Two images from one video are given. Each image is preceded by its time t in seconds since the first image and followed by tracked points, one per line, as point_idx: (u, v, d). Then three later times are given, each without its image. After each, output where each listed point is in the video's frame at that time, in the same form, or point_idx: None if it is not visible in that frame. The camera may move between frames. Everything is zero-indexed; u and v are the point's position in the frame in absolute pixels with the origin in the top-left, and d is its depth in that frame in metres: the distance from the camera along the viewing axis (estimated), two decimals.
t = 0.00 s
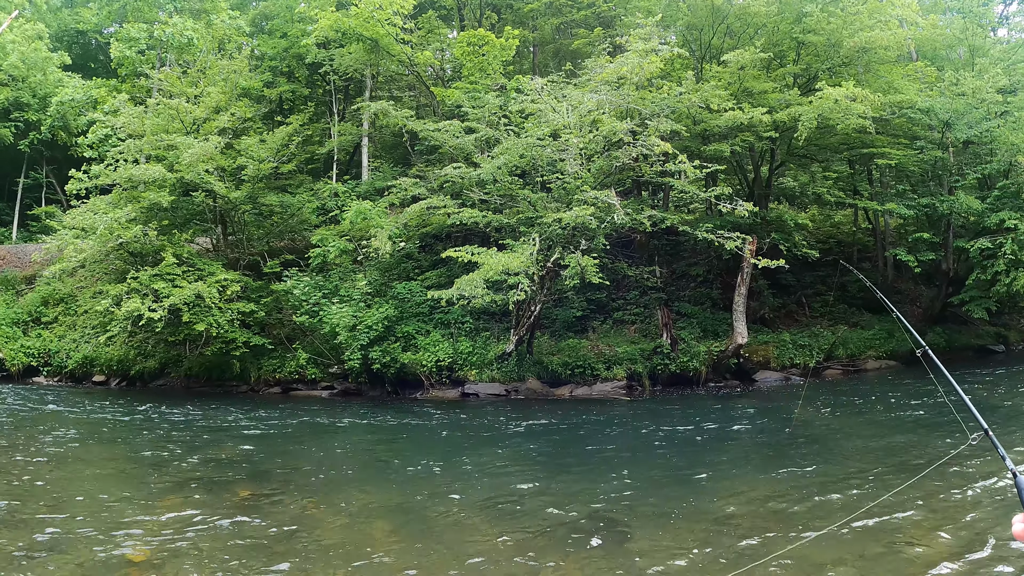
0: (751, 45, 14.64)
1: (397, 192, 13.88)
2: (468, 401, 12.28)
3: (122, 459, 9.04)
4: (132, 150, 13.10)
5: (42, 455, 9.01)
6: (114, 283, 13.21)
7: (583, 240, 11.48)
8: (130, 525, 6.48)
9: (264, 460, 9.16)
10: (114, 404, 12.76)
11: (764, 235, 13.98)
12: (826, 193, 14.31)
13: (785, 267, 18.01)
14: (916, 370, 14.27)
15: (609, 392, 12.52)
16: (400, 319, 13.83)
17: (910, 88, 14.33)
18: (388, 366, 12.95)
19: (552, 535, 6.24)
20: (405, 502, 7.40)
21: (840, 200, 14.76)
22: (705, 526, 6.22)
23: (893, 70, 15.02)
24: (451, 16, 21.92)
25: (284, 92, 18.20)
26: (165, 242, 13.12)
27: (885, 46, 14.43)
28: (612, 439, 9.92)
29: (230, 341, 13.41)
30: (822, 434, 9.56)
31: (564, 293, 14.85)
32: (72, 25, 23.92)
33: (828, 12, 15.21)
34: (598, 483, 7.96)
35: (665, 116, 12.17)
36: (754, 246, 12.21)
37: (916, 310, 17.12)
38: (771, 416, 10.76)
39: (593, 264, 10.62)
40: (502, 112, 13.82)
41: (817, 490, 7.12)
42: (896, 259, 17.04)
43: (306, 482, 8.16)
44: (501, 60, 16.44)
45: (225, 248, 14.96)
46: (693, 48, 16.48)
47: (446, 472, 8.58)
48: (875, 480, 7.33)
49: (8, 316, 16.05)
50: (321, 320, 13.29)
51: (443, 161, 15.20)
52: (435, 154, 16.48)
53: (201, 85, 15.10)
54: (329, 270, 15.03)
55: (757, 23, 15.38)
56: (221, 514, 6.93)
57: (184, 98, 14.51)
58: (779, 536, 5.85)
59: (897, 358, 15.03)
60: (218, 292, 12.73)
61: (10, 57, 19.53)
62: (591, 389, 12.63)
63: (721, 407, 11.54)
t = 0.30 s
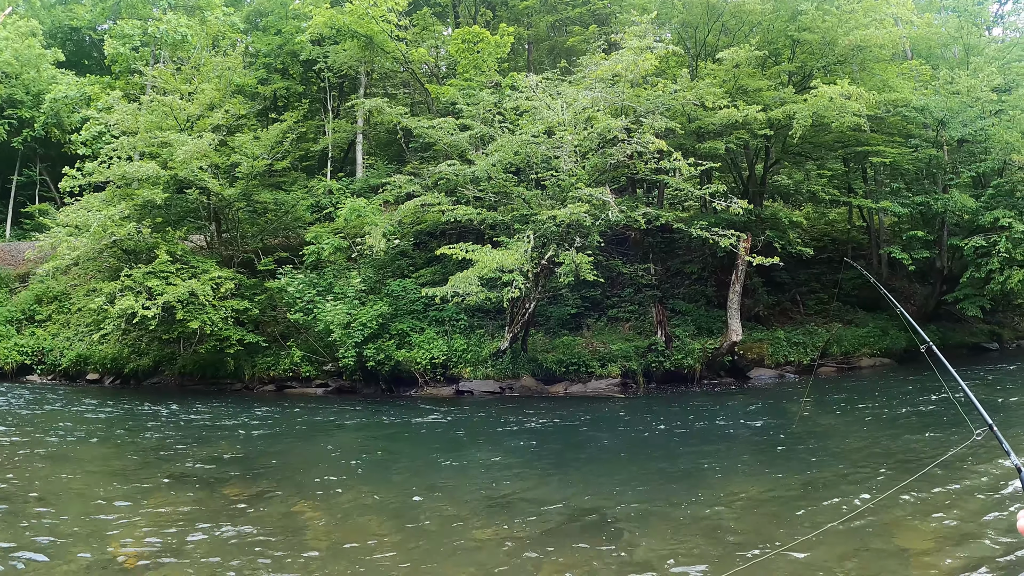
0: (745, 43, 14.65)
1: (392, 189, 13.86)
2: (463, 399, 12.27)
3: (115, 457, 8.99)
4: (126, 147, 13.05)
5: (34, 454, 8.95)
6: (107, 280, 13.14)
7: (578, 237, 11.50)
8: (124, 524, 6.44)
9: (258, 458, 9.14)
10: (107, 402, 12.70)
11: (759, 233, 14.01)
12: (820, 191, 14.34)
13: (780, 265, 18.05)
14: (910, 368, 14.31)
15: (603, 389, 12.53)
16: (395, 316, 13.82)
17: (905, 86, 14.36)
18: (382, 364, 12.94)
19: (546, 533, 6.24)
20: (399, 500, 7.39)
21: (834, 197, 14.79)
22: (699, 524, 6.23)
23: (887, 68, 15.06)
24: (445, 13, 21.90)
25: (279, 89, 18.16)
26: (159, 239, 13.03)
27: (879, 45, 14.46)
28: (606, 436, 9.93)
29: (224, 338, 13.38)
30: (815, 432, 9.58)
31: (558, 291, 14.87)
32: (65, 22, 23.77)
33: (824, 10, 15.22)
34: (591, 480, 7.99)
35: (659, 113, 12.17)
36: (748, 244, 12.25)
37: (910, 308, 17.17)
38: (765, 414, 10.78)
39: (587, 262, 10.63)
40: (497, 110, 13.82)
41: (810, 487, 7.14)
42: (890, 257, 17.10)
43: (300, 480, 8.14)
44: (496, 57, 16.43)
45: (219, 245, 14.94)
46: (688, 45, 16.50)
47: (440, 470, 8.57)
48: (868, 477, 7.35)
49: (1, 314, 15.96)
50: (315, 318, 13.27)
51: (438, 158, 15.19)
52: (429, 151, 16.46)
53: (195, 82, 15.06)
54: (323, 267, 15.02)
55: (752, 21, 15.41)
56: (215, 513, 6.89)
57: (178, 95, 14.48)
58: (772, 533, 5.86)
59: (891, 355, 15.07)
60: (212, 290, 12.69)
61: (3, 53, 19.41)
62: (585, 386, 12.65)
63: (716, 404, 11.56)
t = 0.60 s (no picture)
0: (741, 41, 14.68)
1: (387, 187, 13.84)
2: (458, 397, 12.26)
3: (111, 457, 8.95)
4: (120, 145, 12.98)
5: (28, 454, 8.90)
6: (101, 279, 13.08)
7: (573, 235, 11.50)
8: (118, 523, 6.40)
9: (254, 456, 9.13)
10: (101, 401, 12.64)
11: (754, 231, 14.03)
12: (815, 189, 14.37)
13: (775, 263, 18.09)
14: (905, 366, 14.35)
15: (598, 387, 12.55)
16: (390, 314, 13.82)
17: (901, 84, 14.38)
18: (377, 362, 12.92)
19: (541, 532, 6.21)
20: (394, 499, 7.35)
21: (829, 196, 14.82)
22: (693, 522, 6.23)
23: (882, 67, 15.10)
24: (441, 11, 21.89)
25: (274, 87, 18.12)
26: (154, 237, 12.96)
27: (875, 43, 14.48)
28: (600, 434, 9.94)
29: (219, 337, 13.35)
30: (810, 430, 9.60)
31: (553, 288, 14.88)
32: (60, 20, 23.65)
33: (820, 8, 15.24)
34: (585, 478, 7.97)
35: (655, 111, 12.19)
36: (744, 242, 12.26)
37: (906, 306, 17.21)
38: (760, 412, 10.79)
39: (582, 260, 10.63)
40: (492, 107, 13.82)
41: (805, 485, 7.14)
42: (885, 255, 17.14)
43: (295, 479, 8.11)
44: (491, 55, 16.42)
45: (213, 243, 14.91)
46: (683, 44, 16.51)
47: (435, 468, 8.55)
48: (862, 476, 7.35)
49: None
50: (310, 316, 13.26)
51: (433, 156, 15.19)
52: (424, 149, 16.44)
53: (189, 79, 15.02)
54: (318, 266, 15.01)
55: (748, 19, 15.43)
56: (211, 512, 6.86)
57: (173, 92, 14.45)
58: (768, 532, 5.84)
59: (886, 353, 15.11)
60: (206, 288, 12.66)
61: None
62: (581, 384, 12.67)
63: (710, 402, 11.58)
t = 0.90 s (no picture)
0: (738, 40, 14.71)
1: (384, 187, 13.84)
2: (455, 397, 12.25)
3: (107, 457, 8.93)
4: (116, 144, 12.95)
5: (23, 454, 8.87)
6: (98, 279, 13.06)
7: (569, 234, 11.51)
8: (113, 524, 6.37)
9: (250, 456, 9.13)
10: (96, 401, 12.61)
11: (751, 231, 14.04)
12: (812, 189, 14.40)
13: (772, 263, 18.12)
14: (901, 365, 14.37)
15: (595, 387, 12.57)
16: (386, 314, 13.82)
17: (898, 85, 14.41)
18: (374, 362, 12.91)
19: (537, 532, 6.20)
20: (391, 499, 7.34)
21: (826, 196, 14.86)
22: (688, 522, 6.23)
23: (879, 67, 15.13)
24: (438, 10, 21.91)
25: (271, 86, 18.12)
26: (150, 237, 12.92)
27: (872, 43, 14.50)
28: (597, 433, 9.94)
29: (215, 336, 13.34)
30: (806, 429, 9.62)
31: (550, 288, 14.90)
32: (56, 19, 23.61)
33: (816, 8, 15.27)
34: (582, 478, 7.97)
35: (651, 111, 12.20)
36: (740, 242, 12.28)
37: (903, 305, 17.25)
38: (757, 412, 10.80)
39: (579, 259, 10.64)
40: (488, 107, 13.84)
41: (801, 485, 7.15)
42: (881, 255, 17.17)
43: (290, 479, 8.09)
44: (488, 54, 16.43)
45: (210, 243, 14.89)
46: (680, 44, 16.53)
47: (431, 468, 8.54)
48: (859, 476, 7.35)
49: None
50: (307, 316, 13.25)
51: (430, 156, 15.19)
52: (421, 149, 16.45)
53: (186, 78, 15.00)
54: (314, 266, 15.00)
55: (745, 19, 15.45)
56: (206, 512, 6.84)
57: (169, 92, 14.45)
58: (763, 531, 5.84)
59: (883, 353, 15.14)
60: (203, 288, 12.64)
61: None
62: (577, 384, 12.69)
63: (707, 402, 11.59)
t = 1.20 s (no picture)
0: (735, 42, 14.77)
1: (381, 188, 13.84)
2: (452, 399, 12.25)
3: (103, 458, 8.91)
4: (113, 145, 12.90)
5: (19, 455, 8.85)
6: (95, 280, 13.04)
7: (567, 236, 11.51)
8: (109, 526, 6.35)
9: (247, 458, 9.09)
10: (93, 403, 12.59)
11: (748, 232, 14.06)
12: (809, 190, 14.42)
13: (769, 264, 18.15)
14: (898, 366, 14.40)
15: (592, 388, 12.59)
16: (383, 316, 13.83)
17: (895, 87, 14.45)
18: (371, 363, 12.91)
19: (534, 534, 6.20)
20: (387, 500, 7.33)
21: (823, 197, 14.89)
22: (686, 523, 6.23)
23: (876, 69, 15.17)
24: (435, 12, 21.95)
25: (268, 87, 18.13)
26: (146, 238, 12.90)
27: (869, 45, 14.52)
28: (594, 435, 9.95)
29: (212, 338, 13.32)
30: (803, 431, 9.63)
31: (547, 290, 14.92)
32: (54, 19, 23.61)
33: (813, 10, 15.32)
34: (579, 479, 7.96)
35: (648, 113, 12.22)
36: (737, 243, 12.29)
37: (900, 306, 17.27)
38: (754, 413, 10.81)
39: (576, 261, 10.65)
40: (486, 109, 13.86)
41: (797, 487, 7.15)
42: (879, 256, 17.20)
43: (287, 481, 8.07)
44: (486, 56, 16.46)
45: (207, 244, 14.88)
46: (678, 45, 16.56)
47: (428, 470, 8.52)
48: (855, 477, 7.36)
49: None
50: (304, 317, 13.25)
51: (427, 157, 15.20)
52: (419, 150, 16.46)
53: (183, 80, 15.01)
54: (311, 267, 15.01)
55: (742, 21, 15.49)
56: (203, 514, 6.82)
57: (167, 92, 14.47)
58: (760, 533, 5.84)
59: (880, 355, 15.16)
60: (200, 289, 12.62)
61: None
62: (575, 386, 12.69)
63: (704, 403, 11.60)
